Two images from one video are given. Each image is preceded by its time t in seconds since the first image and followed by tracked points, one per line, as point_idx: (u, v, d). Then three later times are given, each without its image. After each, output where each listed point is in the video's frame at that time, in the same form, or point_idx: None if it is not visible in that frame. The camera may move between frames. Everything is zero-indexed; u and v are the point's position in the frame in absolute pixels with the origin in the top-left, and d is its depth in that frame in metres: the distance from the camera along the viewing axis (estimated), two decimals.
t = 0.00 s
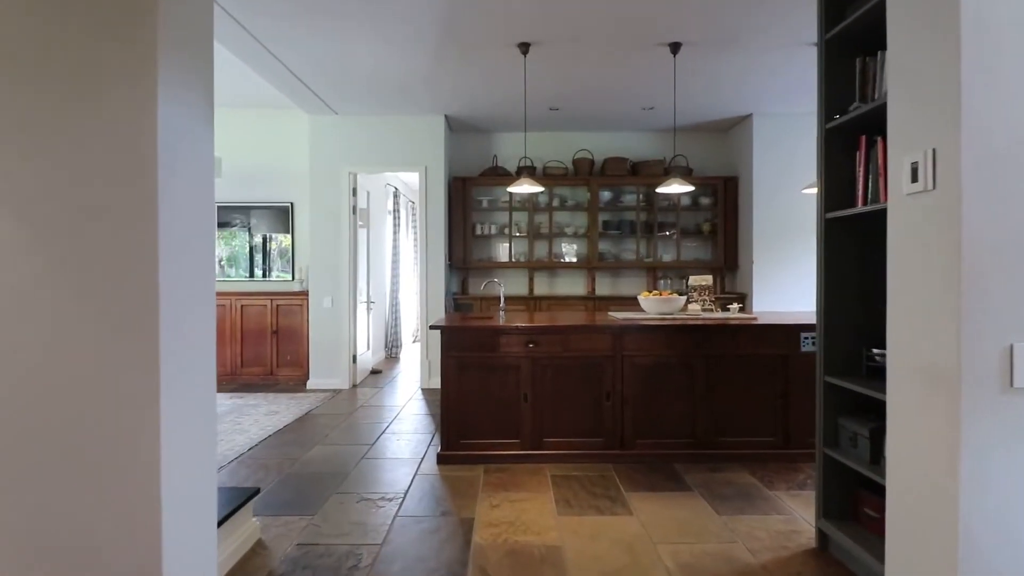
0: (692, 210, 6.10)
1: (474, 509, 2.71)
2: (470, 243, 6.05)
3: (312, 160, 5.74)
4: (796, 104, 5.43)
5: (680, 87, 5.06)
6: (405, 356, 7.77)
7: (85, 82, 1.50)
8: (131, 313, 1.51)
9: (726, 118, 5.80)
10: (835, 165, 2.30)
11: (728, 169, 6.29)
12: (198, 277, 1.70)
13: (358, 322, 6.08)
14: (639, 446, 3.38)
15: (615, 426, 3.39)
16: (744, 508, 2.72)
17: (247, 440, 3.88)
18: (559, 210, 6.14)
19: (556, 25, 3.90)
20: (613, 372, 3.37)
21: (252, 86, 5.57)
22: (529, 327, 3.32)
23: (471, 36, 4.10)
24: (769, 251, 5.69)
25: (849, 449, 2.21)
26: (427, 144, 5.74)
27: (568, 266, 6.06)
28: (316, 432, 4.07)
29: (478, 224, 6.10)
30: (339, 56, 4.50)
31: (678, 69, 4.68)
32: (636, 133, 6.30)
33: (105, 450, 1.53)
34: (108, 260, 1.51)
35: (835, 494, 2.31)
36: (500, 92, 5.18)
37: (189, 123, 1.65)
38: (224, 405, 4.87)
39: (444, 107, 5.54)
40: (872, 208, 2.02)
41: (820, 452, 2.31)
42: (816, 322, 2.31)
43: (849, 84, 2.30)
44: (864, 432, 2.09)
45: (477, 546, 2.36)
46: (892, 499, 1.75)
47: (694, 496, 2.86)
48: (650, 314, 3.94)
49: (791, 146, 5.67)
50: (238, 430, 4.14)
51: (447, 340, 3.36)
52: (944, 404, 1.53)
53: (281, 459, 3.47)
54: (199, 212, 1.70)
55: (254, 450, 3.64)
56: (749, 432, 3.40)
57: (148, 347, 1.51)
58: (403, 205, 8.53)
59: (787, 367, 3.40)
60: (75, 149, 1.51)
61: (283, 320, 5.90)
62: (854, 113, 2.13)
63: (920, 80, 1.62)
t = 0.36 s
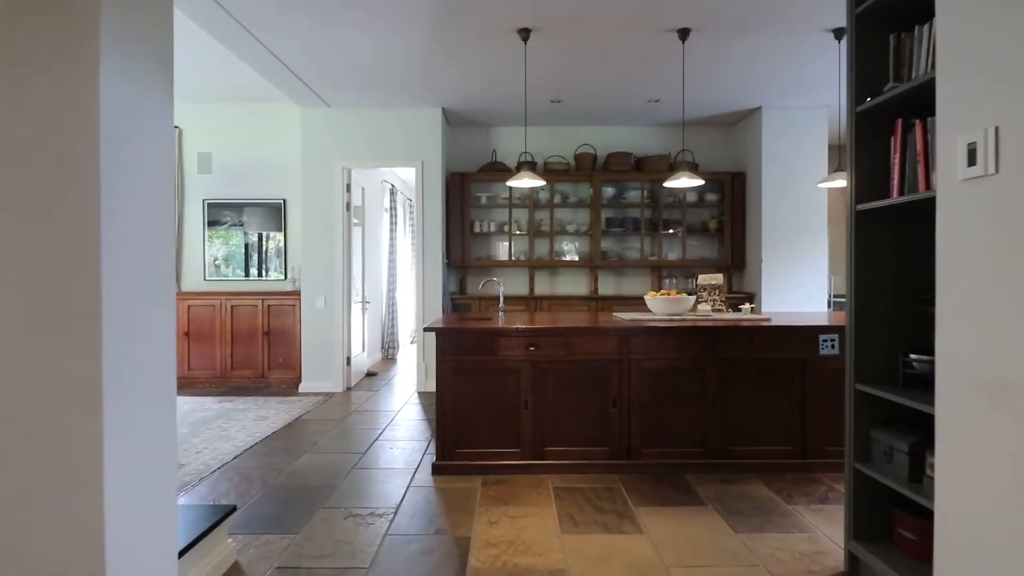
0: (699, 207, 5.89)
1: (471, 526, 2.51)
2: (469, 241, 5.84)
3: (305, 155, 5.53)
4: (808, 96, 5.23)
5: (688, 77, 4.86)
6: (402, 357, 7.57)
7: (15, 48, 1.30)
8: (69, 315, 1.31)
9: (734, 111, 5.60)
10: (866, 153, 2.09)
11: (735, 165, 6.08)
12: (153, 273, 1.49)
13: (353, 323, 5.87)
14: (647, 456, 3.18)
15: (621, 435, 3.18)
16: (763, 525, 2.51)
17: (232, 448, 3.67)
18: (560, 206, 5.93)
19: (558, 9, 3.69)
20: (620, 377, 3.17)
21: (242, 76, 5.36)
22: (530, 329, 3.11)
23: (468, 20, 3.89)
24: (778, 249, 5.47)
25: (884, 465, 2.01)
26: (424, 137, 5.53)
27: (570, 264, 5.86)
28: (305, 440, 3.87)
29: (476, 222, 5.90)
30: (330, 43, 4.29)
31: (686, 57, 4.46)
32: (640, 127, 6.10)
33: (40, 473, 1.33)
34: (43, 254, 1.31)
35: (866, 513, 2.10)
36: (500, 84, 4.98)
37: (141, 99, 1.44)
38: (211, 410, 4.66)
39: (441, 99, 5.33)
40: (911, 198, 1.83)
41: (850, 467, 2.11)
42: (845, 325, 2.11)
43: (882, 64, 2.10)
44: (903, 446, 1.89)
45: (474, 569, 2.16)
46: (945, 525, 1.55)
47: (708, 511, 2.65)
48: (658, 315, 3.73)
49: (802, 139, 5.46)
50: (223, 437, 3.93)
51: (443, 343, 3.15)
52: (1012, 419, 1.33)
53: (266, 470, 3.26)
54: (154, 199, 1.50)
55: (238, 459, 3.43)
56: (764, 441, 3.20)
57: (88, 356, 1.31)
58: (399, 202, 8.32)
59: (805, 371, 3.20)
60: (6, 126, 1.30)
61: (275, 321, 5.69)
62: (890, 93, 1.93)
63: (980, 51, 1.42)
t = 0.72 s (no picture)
0: (705, 203, 5.70)
1: (466, 546, 2.31)
2: (467, 238, 5.65)
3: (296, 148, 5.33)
4: (819, 88, 5.04)
5: (694, 67, 4.66)
6: (399, 358, 7.38)
7: None
8: None
9: (742, 104, 5.41)
10: (902, 138, 1.90)
11: (741, 160, 5.89)
12: (99, 267, 1.26)
13: (347, 324, 5.67)
14: (655, 467, 2.99)
15: (627, 444, 2.99)
16: (783, 543, 2.32)
17: (215, 456, 3.48)
18: (562, 203, 5.73)
19: None
20: (626, 382, 2.98)
21: (232, 67, 5.16)
22: (530, 331, 2.92)
23: (465, 5, 3.68)
24: (788, 246, 5.27)
25: (922, 484, 1.82)
26: (420, 131, 5.32)
27: (572, 263, 5.66)
28: (293, 447, 3.67)
29: (475, 219, 5.70)
30: (320, 31, 4.08)
31: (695, 45, 4.26)
32: (643, 121, 5.90)
33: None
34: None
35: (900, 535, 1.91)
36: (499, 74, 4.79)
37: (82, 63, 1.22)
38: (197, 415, 4.46)
39: (438, 91, 5.13)
40: (954, 186, 1.64)
41: (883, 485, 1.92)
42: (878, 328, 1.92)
43: (920, 38, 1.90)
44: (946, 464, 1.70)
45: None
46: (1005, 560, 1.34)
47: (723, 528, 2.46)
48: (666, 316, 3.54)
49: (812, 133, 5.26)
50: (207, 444, 3.74)
51: (437, 344, 2.96)
52: None
53: (249, 481, 3.06)
54: (101, 179, 1.27)
55: (220, 469, 3.24)
56: (779, 450, 3.01)
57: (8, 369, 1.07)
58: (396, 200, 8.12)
59: (823, 376, 3.01)
60: None
61: (266, 321, 5.50)
62: (929, 70, 1.74)
63: None
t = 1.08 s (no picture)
0: (710, 201, 5.55)
1: (462, 566, 2.16)
2: (465, 237, 5.49)
3: (289, 144, 5.17)
4: (828, 83, 4.89)
5: (701, 61, 4.51)
6: (396, 360, 7.22)
7: None
8: None
9: (749, 99, 5.25)
10: (938, 126, 1.74)
11: (747, 157, 5.73)
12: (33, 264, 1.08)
13: (342, 324, 5.51)
14: (662, 477, 2.84)
15: (633, 453, 2.84)
16: (801, 563, 2.17)
17: (200, 464, 3.32)
18: (562, 201, 5.58)
19: None
20: (631, 389, 2.83)
21: (223, 60, 5.00)
22: (530, 334, 2.77)
23: None
24: (795, 246, 5.12)
25: (959, 504, 1.66)
26: (417, 126, 5.16)
27: (573, 262, 5.51)
28: (282, 454, 3.52)
29: (473, 217, 5.55)
30: (313, 22, 3.91)
31: (702, 38, 4.10)
32: (646, 117, 5.75)
33: None
34: None
35: (933, 559, 1.76)
36: (498, 68, 4.63)
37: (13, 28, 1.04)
38: (184, 419, 4.30)
39: (436, 85, 4.97)
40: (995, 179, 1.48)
41: (915, 505, 1.76)
42: (909, 334, 1.77)
43: (958, 17, 1.75)
44: (989, 485, 1.54)
45: None
46: None
47: (736, 546, 2.31)
48: (672, 318, 3.39)
49: (821, 130, 5.11)
50: (192, 451, 3.58)
51: (431, 348, 2.80)
52: None
53: (233, 492, 2.90)
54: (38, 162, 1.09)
55: (204, 479, 3.08)
56: (793, 460, 2.86)
57: None
58: (393, 197, 7.97)
59: (839, 382, 2.86)
60: None
61: (258, 322, 5.34)
62: (969, 51, 1.58)
63: None
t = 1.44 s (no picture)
0: (719, 198, 5.36)
1: None
2: (465, 235, 5.30)
3: (282, 139, 4.98)
4: (843, 74, 4.69)
5: (711, 51, 4.31)
6: (394, 362, 7.03)
7: None
8: None
9: (759, 91, 5.06)
10: (997, 106, 1.54)
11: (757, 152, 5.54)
12: None
13: (338, 326, 5.32)
14: (677, 491, 2.64)
15: (645, 466, 2.65)
16: None
17: (184, 475, 3.12)
18: (566, 198, 5.39)
19: None
20: (644, 396, 2.64)
21: (212, 51, 4.80)
22: (535, 338, 2.57)
23: None
24: (809, 244, 4.92)
25: None
26: (415, 120, 4.96)
27: (577, 261, 5.31)
28: (272, 464, 3.33)
29: (473, 215, 5.36)
30: (305, 11, 3.72)
31: (714, 25, 3.90)
32: (653, 111, 5.56)
33: None
34: None
35: None
36: (500, 59, 4.44)
37: None
38: (171, 426, 4.10)
39: (435, 77, 4.77)
40: None
41: (971, 532, 1.57)
42: (965, 340, 1.57)
43: None
44: None
45: None
46: None
47: (763, 570, 2.11)
48: (684, 319, 3.19)
49: (835, 123, 4.92)
50: (177, 460, 3.38)
51: (429, 353, 2.60)
52: None
53: (217, 508, 2.70)
54: None
55: (186, 492, 2.88)
56: (816, 472, 2.68)
57: None
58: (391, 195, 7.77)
59: (866, 388, 2.67)
60: None
61: (250, 323, 5.15)
62: None
63: None
